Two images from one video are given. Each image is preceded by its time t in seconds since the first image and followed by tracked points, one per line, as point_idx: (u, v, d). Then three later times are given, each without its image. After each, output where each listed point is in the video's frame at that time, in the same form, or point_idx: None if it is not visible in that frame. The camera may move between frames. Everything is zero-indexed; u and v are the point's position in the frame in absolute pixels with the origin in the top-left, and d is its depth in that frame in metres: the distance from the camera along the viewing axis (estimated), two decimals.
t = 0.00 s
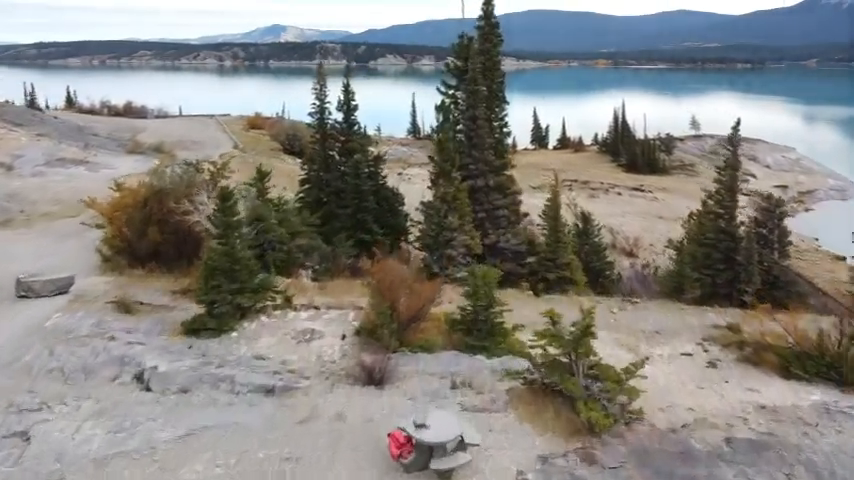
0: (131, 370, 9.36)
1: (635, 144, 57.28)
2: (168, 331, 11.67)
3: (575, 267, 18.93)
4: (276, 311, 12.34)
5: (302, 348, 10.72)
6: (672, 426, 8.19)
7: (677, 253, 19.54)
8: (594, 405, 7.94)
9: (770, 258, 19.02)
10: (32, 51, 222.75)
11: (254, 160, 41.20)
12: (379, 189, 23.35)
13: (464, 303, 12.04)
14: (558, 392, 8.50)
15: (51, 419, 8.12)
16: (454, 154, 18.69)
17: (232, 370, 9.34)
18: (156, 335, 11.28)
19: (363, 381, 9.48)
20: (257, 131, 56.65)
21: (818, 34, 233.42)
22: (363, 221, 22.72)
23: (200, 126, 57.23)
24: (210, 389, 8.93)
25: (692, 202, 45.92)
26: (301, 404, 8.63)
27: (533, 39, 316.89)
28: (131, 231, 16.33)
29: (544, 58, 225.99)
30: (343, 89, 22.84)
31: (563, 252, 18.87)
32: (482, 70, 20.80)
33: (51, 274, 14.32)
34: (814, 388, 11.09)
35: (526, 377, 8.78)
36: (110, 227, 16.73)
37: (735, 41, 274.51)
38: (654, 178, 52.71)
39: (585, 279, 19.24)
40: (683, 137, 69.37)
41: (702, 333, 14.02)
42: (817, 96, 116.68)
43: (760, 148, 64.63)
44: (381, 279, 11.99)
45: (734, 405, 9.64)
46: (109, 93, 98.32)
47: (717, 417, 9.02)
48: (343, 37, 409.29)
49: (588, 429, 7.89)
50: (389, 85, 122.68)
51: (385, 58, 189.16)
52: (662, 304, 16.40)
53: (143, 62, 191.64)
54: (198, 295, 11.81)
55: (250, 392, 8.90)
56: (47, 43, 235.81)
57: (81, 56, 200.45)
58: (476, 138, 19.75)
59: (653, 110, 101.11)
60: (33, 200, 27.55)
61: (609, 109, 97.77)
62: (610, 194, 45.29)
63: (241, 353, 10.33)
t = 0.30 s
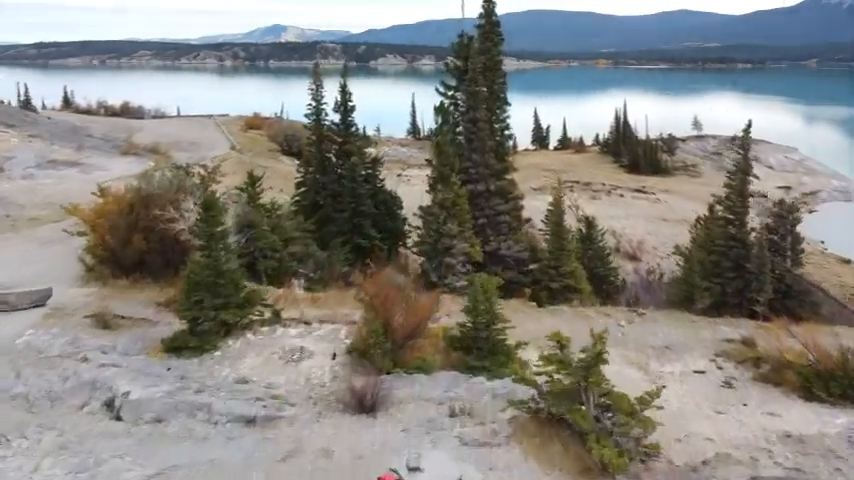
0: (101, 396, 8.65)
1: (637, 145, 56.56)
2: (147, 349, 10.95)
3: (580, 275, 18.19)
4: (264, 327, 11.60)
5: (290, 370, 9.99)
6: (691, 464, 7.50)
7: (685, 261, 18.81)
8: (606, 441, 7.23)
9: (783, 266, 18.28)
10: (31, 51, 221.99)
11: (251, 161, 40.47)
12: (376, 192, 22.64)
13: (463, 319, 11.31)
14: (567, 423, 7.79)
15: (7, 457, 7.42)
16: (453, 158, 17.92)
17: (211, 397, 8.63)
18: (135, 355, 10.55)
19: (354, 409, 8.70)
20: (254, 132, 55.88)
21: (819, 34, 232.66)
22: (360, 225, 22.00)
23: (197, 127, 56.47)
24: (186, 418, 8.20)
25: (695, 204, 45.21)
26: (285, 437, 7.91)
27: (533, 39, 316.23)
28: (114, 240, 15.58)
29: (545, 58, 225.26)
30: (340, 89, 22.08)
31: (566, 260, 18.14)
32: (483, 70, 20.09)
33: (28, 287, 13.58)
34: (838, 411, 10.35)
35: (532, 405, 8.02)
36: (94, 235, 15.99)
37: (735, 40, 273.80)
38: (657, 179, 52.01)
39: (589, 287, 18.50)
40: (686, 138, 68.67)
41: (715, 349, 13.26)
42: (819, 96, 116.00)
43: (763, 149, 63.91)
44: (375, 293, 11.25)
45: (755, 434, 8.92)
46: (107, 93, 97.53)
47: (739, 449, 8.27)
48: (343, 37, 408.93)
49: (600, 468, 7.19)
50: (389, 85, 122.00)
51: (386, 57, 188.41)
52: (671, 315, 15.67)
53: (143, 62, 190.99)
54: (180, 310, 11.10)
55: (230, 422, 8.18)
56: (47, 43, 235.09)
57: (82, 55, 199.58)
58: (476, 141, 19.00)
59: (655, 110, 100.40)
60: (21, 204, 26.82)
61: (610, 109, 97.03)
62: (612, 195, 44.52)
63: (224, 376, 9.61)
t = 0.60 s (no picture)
0: (71, 424, 8.02)
1: (638, 145, 55.91)
2: (125, 367, 10.31)
3: (583, 282, 17.59)
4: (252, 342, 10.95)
5: (276, 390, 9.36)
6: None
7: (693, 268, 18.16)
8: None
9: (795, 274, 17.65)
10: (31, 51, 220.91)
11: (248, 162, 39.80)
12: (374, 195, 21.98)
13: (463, 334, 10.66)
14: (575, 456, 7.18)
15: None
16: (453, 161, 17.25)
17: (190, 425, 7.96)
18: (112, 375, 9.91)
19: (344, 437, 8.07)
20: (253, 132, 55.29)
21: (819, 34, 231.90)
22: (357, 230, 21.34)
23: (194, 128, 55.85)
24: (161, 449, 7.54)
25: (698, 205, 44.58)
26: (267, 471, 7.25)
27: (534, 38, 315.50)
28: (98, 248, 14.93)
29: (546, 57, 224.59)
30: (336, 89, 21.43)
31: (570, 267, 17.52)
32: (484, 70, 19.47)
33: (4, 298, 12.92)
34: None
35: (537, 436, 7.38)
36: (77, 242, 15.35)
37: (735, 40, 273.11)
38: (658, 180, 51.39)
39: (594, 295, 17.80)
40: (687, 139, 68.03)
41: (728, 364, 12.58)
42: (821, 95, 115.30)
43: (765, 149, 63.28)
44: (370, 306, 10.60)
45: (777, 462, 8.30)
46: (105, 94, 96.79)
47: None
48: (343, 37, 408.69)
49: None
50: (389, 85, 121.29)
51: (385, 57, 187.68)
52: (680, 326, 15.01)
53: (143, 61, 190.29)
54: (162, 326, 10.47)
55: (208, 454, 7.52)
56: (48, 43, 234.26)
57: (82, 55, 198.77)
58: (477, 143, 18.35)
59: (656, 111, 99.74)
60: (10, 208, 26.15)
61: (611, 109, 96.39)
62: (614, 197, 43.84)
63: (205, 400, 8.94)
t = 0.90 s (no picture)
0: (38, 454, 7.40)
1: (640, 146, 55.34)
2: (105, 386, 9.74)
3: (588, 290, 17.01)
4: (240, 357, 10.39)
5: (263, 413, 8.78)
6: None
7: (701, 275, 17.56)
8: None
9: (807, 281, 17.05)
10: (31, 51, 220.08)
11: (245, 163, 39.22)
12: (371, 199, 21.37)
13: (463, 350, 10.05)
14: None
15: None
16: (453, 165, 16.65)
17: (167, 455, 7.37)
18: (89, 396, 9.33)
19: (333, 468, 7.49)
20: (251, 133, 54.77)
21: (819, 33, 231.23)
22: (355, 235, 20.66)
23: (191, 128, 55.26)
24: None
25: (701, 206, 44.02)
26: None
27: (534, 38, 314.84)
28: (82, 255, 14.30)
29: (546, 57, 223.93)
30: (333, 90, 20.83)
31: (574, 274, 17.01)
32: (484, 70, 18.84)
33: None
34: None
35: (543, 470, 6.81)
36: (60, 249, 14.70)
37: (736, 40, 272.37)
38: (660, 181, 50.82)
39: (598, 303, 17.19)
40: (689, 139, 67.46)
41: (740, 379, 12.00)
42: (823, 95, 114.62)
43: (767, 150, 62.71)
44: (364, 321, 10.00)
45: None
46: (104, 94, 96.19)
47: None
48: (344, 36, 408.47)
49: None
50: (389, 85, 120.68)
51: (385, 57, 187.01)
52: (688, 337, 14.44)
53: (143, 61, 189.65)
54: (143, 342, 9.87)
55: None
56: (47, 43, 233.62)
57: (82, 55, 198.10)
58: (477, 147, 17.73)
59: (657, 111, 99.16)
60: None
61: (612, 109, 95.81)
62: (615, 198, 43.22)
63: (186, 425, 8.37)
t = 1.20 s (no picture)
0: None
1: (642, 146, 54.60)
2: (74, 414, 9.02)
3: (593, 300, 16.03)
4: (223, 379, 9.66)
5: (243, 446, 8.07)
6: None
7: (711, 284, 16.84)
8: None
9: (822, 291, 16.33)
10: (30, 51, 218.94)
11: (241, 165, 38.46)
12: (368, 203, 20.56)
13: (462, 373, 9.32)
14: None
15: None
16: (452, 169, 15.92)
17: None
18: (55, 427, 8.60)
19: None
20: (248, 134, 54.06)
21: (819, 33, 230.36)
22: (351, 240, 19.86)
23: (187, 128, 54.51)
24: None
25: (704, 208, 43.32)
26: None
27: (534, 38, 313.99)
28: (61, 265, 13.57)
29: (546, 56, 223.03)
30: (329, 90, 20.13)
31: (578, 284, 16.03)
32: (484, 71, 18.13)
33: None
34: None
35: None
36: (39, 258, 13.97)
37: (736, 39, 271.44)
38: (663, 182, 50.09)
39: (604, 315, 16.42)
40: (691, 139, 66.72)
41: (758, 400, 11.28)
42: (824, 95, 113.83)
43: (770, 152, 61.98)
44: (355, 342, 9.26)
45: None
46: (101, 94, 95.40)
47: None
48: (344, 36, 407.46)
49: None
50: (389, 85, 119.88)
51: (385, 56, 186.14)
52: (699, 352, 13.74)
53: (142, 61, 188.77)
54: (116, 365, 9.14)
55: None
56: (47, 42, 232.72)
57: (81, 55, 197.33)
58: (477, 151, 17.00)
59: (658, 111, 98.40)
60: None
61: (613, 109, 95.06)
62: (618, 201, 42.45)
63: (157, 463, 7.70)
